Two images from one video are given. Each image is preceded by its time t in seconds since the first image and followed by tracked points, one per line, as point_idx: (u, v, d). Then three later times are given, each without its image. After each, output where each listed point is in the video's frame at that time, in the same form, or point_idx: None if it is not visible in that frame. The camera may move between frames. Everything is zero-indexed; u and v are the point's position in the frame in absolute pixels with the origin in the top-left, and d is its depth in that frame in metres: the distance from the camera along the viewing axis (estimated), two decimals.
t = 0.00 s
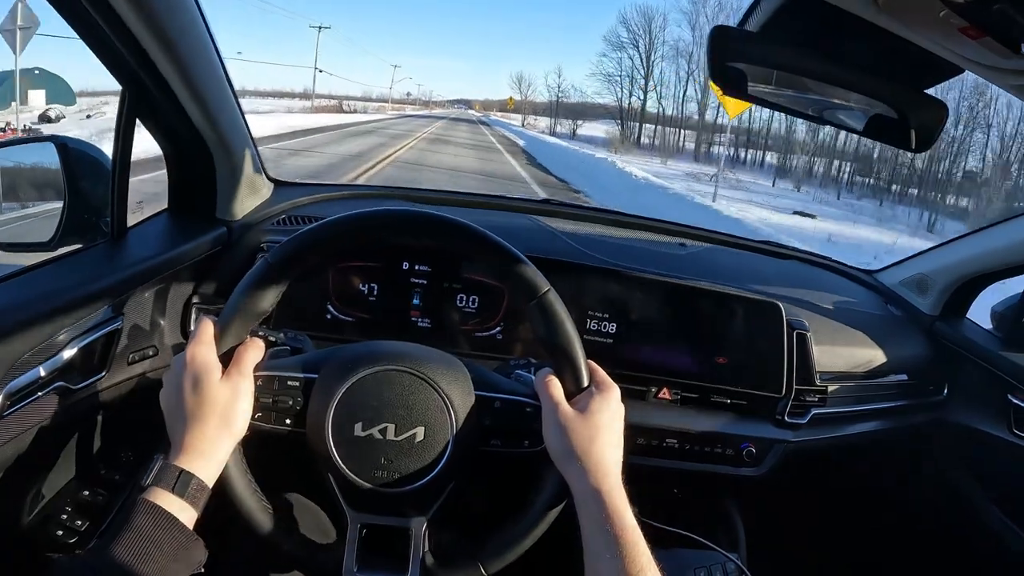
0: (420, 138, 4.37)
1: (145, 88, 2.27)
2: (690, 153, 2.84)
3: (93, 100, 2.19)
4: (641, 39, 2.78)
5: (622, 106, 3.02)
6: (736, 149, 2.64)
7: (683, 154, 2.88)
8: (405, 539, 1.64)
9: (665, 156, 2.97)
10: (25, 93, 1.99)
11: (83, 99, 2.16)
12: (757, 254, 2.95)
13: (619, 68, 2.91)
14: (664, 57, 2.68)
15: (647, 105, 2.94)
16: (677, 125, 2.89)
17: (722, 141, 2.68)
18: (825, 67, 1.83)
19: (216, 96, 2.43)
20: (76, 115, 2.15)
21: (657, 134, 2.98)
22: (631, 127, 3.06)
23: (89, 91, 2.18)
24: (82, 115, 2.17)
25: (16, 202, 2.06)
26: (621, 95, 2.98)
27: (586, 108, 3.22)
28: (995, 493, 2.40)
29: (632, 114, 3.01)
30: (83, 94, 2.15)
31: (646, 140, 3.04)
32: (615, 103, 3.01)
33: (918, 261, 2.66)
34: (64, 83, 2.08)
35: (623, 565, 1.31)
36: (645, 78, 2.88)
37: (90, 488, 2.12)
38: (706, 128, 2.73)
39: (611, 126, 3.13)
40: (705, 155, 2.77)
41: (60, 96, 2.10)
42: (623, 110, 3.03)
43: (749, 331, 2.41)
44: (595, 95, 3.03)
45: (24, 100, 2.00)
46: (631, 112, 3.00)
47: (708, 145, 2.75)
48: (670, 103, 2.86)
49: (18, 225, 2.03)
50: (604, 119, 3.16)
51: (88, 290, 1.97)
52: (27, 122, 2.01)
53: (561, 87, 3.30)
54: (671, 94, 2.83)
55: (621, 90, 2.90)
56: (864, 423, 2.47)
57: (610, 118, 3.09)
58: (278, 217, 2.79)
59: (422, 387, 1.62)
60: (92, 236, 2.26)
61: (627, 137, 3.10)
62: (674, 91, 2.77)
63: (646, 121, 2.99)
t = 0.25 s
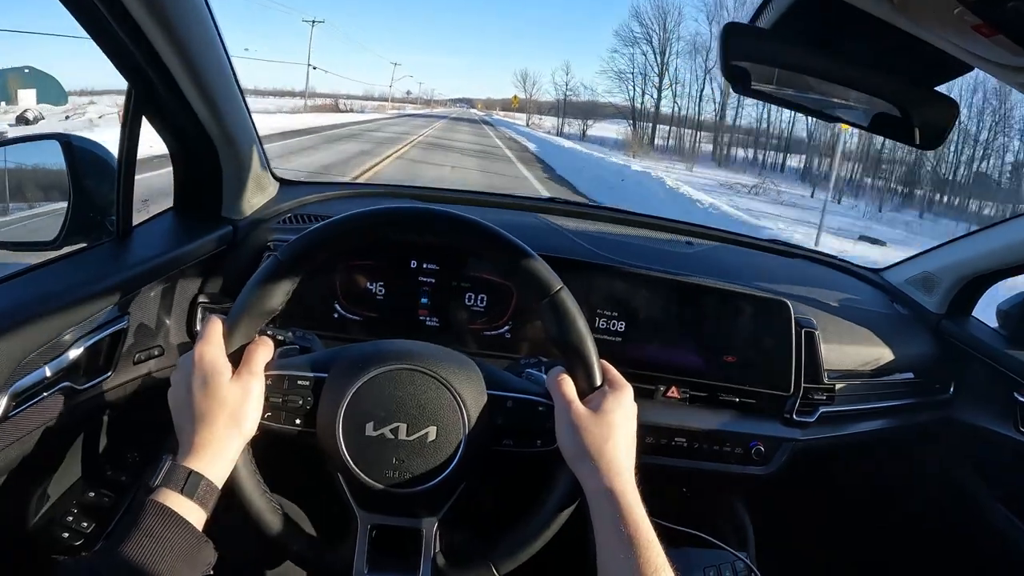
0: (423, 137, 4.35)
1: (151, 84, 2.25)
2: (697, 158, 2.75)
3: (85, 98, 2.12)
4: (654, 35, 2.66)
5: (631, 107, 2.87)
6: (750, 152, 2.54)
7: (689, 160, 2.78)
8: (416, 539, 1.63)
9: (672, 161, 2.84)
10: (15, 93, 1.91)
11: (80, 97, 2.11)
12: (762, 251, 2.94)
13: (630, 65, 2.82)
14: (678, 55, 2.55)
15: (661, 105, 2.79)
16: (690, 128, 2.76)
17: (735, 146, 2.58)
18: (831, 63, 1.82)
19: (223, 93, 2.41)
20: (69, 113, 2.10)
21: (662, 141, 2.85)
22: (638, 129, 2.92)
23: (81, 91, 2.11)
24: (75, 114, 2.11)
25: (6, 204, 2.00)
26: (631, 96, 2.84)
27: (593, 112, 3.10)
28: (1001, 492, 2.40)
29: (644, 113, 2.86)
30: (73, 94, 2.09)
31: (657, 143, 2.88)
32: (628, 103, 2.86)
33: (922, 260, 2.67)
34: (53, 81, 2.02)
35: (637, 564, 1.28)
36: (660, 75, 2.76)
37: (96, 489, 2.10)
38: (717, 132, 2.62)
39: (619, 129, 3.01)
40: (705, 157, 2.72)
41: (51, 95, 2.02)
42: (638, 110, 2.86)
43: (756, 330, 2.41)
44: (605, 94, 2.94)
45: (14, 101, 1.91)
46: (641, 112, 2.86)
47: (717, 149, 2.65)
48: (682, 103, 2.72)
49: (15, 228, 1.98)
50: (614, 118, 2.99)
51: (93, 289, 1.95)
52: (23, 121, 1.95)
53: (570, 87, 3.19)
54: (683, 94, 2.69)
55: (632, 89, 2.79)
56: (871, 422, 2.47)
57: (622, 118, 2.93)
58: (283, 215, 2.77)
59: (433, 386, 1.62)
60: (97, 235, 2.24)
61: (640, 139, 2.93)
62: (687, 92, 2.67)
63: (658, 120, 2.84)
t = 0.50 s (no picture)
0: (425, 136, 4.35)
1: (156, 79, 2.24)
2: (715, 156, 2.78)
3: (73, 97, 2.10)
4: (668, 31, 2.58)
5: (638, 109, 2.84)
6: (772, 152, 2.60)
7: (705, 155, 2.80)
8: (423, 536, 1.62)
9: (688, 162, 2.85)
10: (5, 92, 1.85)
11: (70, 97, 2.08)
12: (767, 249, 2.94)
13: (640, 64, 2.80)
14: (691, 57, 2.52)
15: (674, 107, 2.77)
16: (704, 128, 2.78)
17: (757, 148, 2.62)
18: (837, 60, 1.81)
19: (229, 90, 2.41)
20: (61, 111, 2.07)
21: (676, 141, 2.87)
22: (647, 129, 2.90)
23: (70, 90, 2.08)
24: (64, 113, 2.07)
25: (12, 204, 2.02)
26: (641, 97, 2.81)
27: (597, 112, 3.05)
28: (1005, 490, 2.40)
29: (656, 114, 2.83)
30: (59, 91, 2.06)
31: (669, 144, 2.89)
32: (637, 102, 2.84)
33: (925, 259, 2.67)
34: (41, 79, 1.97)
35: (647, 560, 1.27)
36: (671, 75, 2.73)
37: (100, 487, 2.09)
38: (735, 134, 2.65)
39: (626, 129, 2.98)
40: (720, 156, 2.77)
41: (43, 95, 1.98)
42: (646, 112, 2.84)
43: (761, 327, 2.41)
44: (614, 93, 2.90)
45: (7, 100, 1.87)
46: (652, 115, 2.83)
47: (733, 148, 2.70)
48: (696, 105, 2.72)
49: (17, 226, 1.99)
50: (621, 118, 2.96)
51: (97, 286, 1.94)
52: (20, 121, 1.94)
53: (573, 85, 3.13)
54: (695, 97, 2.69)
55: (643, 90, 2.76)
56: (875, 419, 2.47)
57: (632, 119, 2.91)
58: (287, 212, 2.77)
59: (441, 382, 1.62)
60: (101, 232, 2.24)
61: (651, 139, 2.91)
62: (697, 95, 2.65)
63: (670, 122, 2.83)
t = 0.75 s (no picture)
0: (428, 133, 4.33)
1: (161, 70, 2.22)
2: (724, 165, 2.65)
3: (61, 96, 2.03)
4: (685, 26, 2.53)
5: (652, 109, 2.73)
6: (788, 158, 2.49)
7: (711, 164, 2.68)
8: (434, 534, 1.60)
9: (700, 168, 2.72)
10: None
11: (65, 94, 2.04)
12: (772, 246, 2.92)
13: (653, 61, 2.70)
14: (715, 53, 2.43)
15: (690, 107, 2.64)
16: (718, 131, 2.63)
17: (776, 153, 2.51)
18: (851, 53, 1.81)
19: (236, 83, 2.40)
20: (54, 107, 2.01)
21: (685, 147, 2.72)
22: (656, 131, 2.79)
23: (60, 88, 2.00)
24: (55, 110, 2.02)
25: (18, 201, 1.99)
26: (655, 96, 2.69)
27: (606, 111, 2.93)
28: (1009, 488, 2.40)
29: (669, 115, 2.71)
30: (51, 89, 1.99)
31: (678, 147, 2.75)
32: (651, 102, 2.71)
33: (930, 256, 2.67)
34: (32, 77, 1.90)
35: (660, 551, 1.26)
36: (688, 72, 2.63)
37: (103, 483, 2.06)
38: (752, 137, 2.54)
39: (637, 126, 2.85)
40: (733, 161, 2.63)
41: (32, 95, 1.92)
42: (659, 113, 2.72)
43: (768, 323, 2.41)
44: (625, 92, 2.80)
45: None
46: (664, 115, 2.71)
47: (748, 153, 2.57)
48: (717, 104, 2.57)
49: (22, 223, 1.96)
50: (633, 118, 2.85)
51: (102, 279, 1.93)
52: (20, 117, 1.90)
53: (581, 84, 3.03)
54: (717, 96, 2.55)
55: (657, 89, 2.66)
56: (880, 417, 2.47)
57: (644, 119, 2.79)
58: (291, 207, 2.75)
59: (452, 376, 1.60)
60: (105, 225, 2.22)
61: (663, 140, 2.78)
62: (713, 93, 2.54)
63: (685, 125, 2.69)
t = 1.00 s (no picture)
0: (428, 134, 4.34)
1: (167, 71, 2.22)
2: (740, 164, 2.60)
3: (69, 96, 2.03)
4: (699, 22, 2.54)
5: (662, 111, 2.68)
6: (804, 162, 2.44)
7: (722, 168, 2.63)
8: (440, 534, 1.61)
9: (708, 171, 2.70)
10: None
11: (65, 95, 2.01)
12: (775, 248, 2.93)
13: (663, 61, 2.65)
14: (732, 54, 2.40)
15: (703, 109, 2.59)
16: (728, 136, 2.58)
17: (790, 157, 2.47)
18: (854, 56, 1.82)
19: (242, 84, 2.41)
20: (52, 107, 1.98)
21: (698, 151, 2.67)
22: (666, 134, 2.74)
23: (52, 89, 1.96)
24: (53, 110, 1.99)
25: (23, 200, 1.99)
26: (666, 98, 2.65)
27: (616, 113, 2.88)
28: (1010, 487, 2.42)
29: (680, 118, 2.67)
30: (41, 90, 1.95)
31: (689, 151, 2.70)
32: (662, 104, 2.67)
33: (932, 257, 2.68)
34: (20, 78, 1.85)
35: (665, 549, 1.27)
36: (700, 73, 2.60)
37: (108, 482, 2.07)
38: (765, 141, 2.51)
39: (647, 129, 2.80)
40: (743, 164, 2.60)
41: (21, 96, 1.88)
42: (669, 115, 2.67)
43: (771, 324, 2.42)
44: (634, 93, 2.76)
45: None
46: (675, 118, 2.67)
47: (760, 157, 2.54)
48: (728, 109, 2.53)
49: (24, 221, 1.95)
50: (642, 120, 2.79)
51: (106, 280, 1.93)
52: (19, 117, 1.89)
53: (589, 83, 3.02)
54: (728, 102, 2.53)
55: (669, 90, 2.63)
56: (882, 417, 2.48)
57: (654, 122, 2.74)
58: (295, 207, 2.75)
59: (458, 376, 1.61)
60: (109, 225, 2.22)
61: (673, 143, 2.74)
62: (727, 94, 2.50)
63: (697, 127, 2.63)
